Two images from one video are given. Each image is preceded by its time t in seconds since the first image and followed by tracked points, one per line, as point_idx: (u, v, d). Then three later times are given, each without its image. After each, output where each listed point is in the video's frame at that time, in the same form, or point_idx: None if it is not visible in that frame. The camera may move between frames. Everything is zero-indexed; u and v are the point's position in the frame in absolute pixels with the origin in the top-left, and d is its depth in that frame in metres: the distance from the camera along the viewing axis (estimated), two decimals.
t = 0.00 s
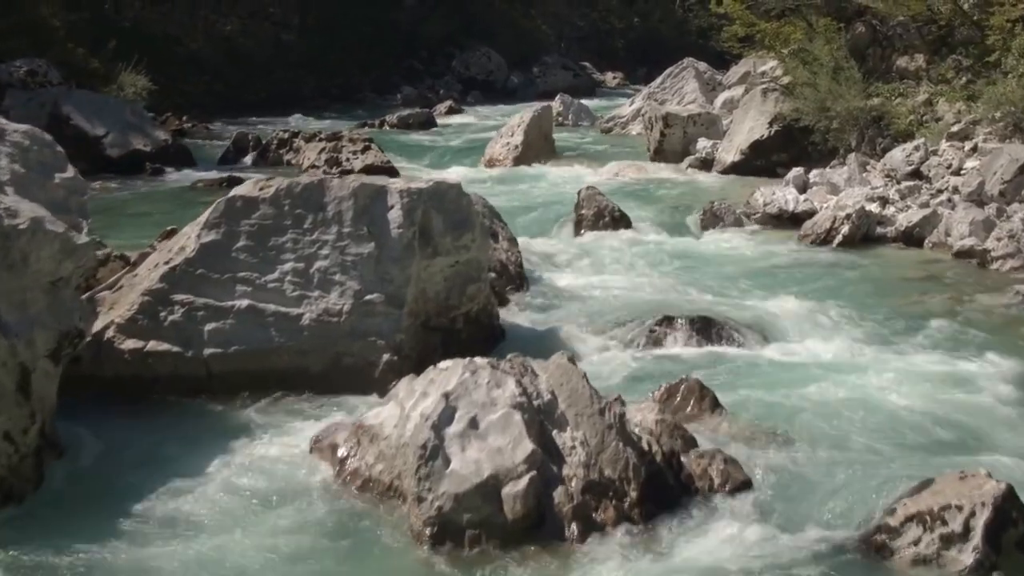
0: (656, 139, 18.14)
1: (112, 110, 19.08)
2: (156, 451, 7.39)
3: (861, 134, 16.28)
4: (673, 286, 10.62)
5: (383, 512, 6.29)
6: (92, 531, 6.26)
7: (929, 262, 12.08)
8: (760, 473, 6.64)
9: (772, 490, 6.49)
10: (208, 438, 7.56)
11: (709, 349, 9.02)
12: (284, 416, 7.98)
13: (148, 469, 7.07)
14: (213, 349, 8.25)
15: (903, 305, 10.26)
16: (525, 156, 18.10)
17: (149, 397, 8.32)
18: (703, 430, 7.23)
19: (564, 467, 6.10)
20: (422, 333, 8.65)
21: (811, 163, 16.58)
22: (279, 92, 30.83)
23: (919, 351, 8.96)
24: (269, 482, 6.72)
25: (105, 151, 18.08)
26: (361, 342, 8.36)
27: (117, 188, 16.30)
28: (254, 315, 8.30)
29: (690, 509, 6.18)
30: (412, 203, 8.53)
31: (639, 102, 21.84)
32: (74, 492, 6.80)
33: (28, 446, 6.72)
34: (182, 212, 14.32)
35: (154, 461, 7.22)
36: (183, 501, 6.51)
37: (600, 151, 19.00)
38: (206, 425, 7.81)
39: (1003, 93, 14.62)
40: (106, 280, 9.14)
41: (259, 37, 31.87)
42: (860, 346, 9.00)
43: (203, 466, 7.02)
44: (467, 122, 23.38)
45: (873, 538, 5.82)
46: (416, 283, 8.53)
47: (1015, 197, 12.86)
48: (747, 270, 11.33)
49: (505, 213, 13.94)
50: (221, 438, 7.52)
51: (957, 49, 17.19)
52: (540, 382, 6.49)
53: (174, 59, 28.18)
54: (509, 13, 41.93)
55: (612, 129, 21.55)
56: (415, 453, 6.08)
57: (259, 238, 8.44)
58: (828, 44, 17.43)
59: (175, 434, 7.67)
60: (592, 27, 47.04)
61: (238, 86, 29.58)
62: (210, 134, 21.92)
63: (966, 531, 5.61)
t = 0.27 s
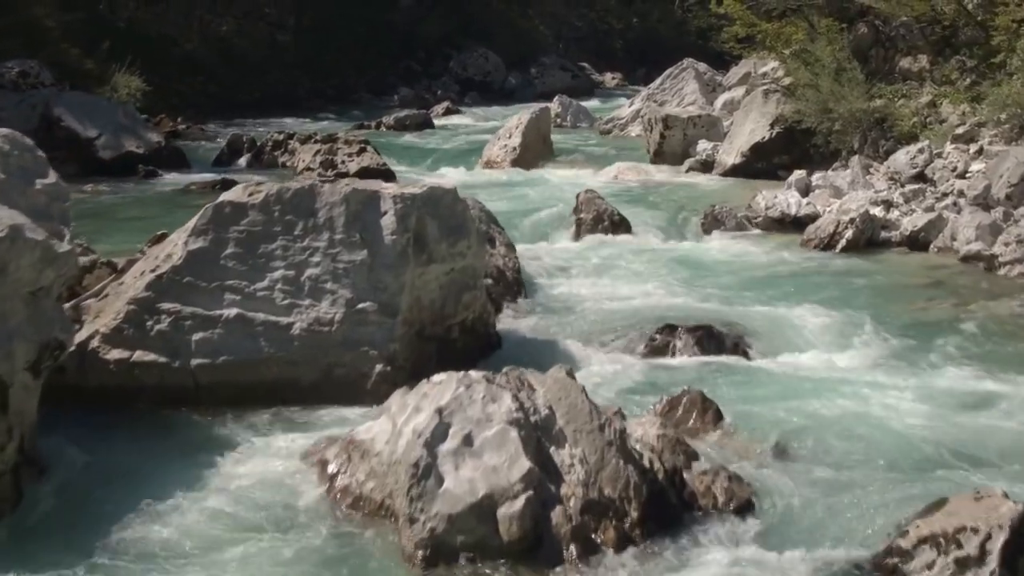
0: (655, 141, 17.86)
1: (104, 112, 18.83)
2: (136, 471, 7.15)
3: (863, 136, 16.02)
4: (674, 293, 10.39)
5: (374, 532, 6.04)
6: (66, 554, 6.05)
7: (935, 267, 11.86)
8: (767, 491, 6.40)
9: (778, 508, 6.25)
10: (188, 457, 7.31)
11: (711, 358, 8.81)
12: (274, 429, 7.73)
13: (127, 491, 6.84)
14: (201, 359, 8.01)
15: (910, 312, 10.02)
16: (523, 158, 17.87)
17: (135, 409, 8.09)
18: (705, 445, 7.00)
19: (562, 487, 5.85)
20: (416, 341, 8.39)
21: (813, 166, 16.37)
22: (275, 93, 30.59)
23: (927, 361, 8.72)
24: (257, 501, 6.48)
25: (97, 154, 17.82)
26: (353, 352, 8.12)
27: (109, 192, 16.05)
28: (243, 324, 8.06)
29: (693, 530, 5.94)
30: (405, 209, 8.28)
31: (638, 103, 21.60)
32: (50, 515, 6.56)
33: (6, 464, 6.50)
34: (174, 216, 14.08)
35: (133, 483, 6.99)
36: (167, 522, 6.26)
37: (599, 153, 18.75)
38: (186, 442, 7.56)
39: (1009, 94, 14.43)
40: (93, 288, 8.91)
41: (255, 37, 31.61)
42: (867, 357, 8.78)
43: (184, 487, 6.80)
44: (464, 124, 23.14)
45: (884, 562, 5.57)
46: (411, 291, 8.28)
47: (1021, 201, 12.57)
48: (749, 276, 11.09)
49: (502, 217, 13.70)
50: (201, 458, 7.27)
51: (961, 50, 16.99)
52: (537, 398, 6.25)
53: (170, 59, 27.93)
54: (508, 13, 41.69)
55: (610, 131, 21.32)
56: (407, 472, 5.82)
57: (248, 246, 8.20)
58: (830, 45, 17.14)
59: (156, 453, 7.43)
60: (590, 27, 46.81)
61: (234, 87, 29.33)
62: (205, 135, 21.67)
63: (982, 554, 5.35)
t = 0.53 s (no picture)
0: (655, 143, 17.65)
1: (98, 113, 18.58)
2: (112, 487, 6.92)
3: (867, 139, 15.77)
4: (676, 301, 10.16)
5: (368, 557, 5.80)
6: None
7: (942, 272, 11.63)
8: (775, 511, 6.17)
9: (787, 529, 6.02)
10: (164, 475, 7.07)
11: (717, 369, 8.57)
12: (266, 443, 7.49)
13: (104, 510, 6.61)
14: (190, 371, 7.76)
15: (918, 321, 9.81)
16: (522, 161, 17.64)
17: (122, 423, 7.83)
18: (711, 461, 6.78)
19: (564, 508, 5.62)
20: (412, 352, 8.15)
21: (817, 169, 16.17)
22: (272, 93, 30.36)
23: (937, 373, 8.51)
24: (247, 522, 6.25)
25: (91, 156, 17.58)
26: (347, 364, 7.86)
27: (102, 195, 15.83)
28: (233, 335, 7.82)
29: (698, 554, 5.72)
30: (401, 216, 8.06)
31: (638, 105, 21.37)
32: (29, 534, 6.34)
33: None
34: (168, 220, 13.86)
35: (111, 500, 6.76)
36: (154, 545, 6.04)
37: (599, 155, 18.52)
38: (164, 458, 7.32)
39: (1016, 96, 14.20)
40: (80, 298, 8.68)
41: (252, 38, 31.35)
42: (875, 368, 8.56)
43: (168, 508, 6.55)
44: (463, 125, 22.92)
45: None
46: (407, 300, 8.04)
47: None
48: (753, 283, 10.87)
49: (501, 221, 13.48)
50: (179, 476, 7.03)
51: (966, 51, 16.70)
52: (537, 415, 6.02)
53: (166, 59, 27.71)
54: (507, 13, 41.47)
55: (611, 132, 21.10)
56: (402, 494, 5.56)
57: (238, 254, 7.96)
58: (834, 46, 16.93)
59: (131, 468, 7.18)
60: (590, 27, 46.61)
61: (231, 87, 29.11)
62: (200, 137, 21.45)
63: None
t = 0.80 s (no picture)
0: (657, 146, 17.47)
1: (93, 115, 18.32)
2: (91, 504, 6.69)
3: (872, 141, 15.49)
4: (680, 309, 9.93)
5: None
6: None
7: (951, 278, 11.41)
8: (787, 533, 5.96)
9: (798, 552, 5.81)
10: (145, 493, 6.84)
11: (723, 381, 8.40)
12: (260, 459, 7.27)
13: (85, 528, 6.39)
14: (182, 384, 7.54)
15: (928, 330, 9.59)
16: (521, 164, 17.39)
17: (112, 438, 7.61)
18: (719, 479, 6.55)
19: (568, 531, 5.35)
20: (410, 364, 7.93)
21: (821, 172, 16.01)
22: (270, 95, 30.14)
23: (949, 386, 8.30)
24: (240, 544, 6.04)
25: (85, 159, 17.35)
26: (343, 376, 7.64)
27: (96, 199, 15.60)
28: (226, 346, 7.60)
29: None
30: (398, 223, 7.84)
31: (639, 107, 21.14)
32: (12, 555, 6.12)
33: None
34: (162, 225, 13.63)
35: (92, 517, 6.53)
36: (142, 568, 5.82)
37: (599, 158, 18.29)
38: (146, 475, 7.10)
39: None
40: (70, 306, 8.46)
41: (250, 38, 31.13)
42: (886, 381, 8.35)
43: (153, 528, 6.33)
44: (462, 127, 22.71)
45: None
46: (404, 310, 7.82)
47: None
48: (758, 291, 10.66)
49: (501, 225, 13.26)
50: (159, 495, 6.80)
51: (972, 52, 16.48)
52: (540, 433, 5.78)
53: (163, 60, 27.48)
54: (506, 14, 41.25)
55: (611, 134, 20.88)
56: (399, 516, 5.35)
57: (231, 263, 7.74)
58: (838, 48, 16.69)
59: (110, 484, 6.95)
60: (590, 27, 46.37)
61: (228, 89, 28.89)
62: (196, 139, 21.22)
63: None
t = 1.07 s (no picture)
0: (659, 149, 17.22)
1: (90, 116, 18.01)
2: (71, 526, 6.44)
3: (878, 144, 15.30)
4: (686, 319, 9.72)
5: None
6: None
7: (961, 284, 11.21)
8: (802, 555, 5.76)
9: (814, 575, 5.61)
10: (136, 513, 6.62)
11: (732, 394, 8.17)
12: (255, 475, 7.05)
13: (64, 552, 6.14)
14: (175, 398, 7.32)
15: (939, 341, 9.38)
16: (522, 166, 17.17)
17: (104, 454, 7.39)
18: (730, 496, 6.35)
19: (575, 556, 5.10)
20: (410, 376, 7.70)
21: (825, 174, 15.81)
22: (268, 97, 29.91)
23: (963, 399, 8.10)
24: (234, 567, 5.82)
25: (80, 162, 17.05)
26: (341, 390, 7.41)
27: (92, 203, 15.38)
28: (220, 359, 7.37)
29: None
30: (397, 232, 7.61)
31: (641, 109, 20.92)
32: None
33: None
34: (158, 230, 13.41)
35: (73, 540, 6.29)
36: None
37: (600, 161, 18.07)
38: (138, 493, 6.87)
39: None
40: (61, 316, 8.26)
41: (248, 39, 30.89)
42: (898, 395, 8.15)
43: (137, 552, 6.09)
44: (461, 129, 22.50)
45: None
46: (403, 321, 7.60)
47: None
48: (765, 300, 10.44)
49: (502, 231, 13.04)
50: (151, 515, 6.57)
51: (979, 54, 16.28)
52: (546, 453, 5.54)
53: (160, 62, 27.25)
54: (506, 15, 41.05)
55: (612, 137, 20.68)
56: (399, 542, 5.10)
57: (225, 273, 7.52)
58: (843, 50, 16.43)
59: (91, 505, 6.70)
60: (590, 28, 46.20)
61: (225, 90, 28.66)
62: (193, 142, 20.99)
63: None
